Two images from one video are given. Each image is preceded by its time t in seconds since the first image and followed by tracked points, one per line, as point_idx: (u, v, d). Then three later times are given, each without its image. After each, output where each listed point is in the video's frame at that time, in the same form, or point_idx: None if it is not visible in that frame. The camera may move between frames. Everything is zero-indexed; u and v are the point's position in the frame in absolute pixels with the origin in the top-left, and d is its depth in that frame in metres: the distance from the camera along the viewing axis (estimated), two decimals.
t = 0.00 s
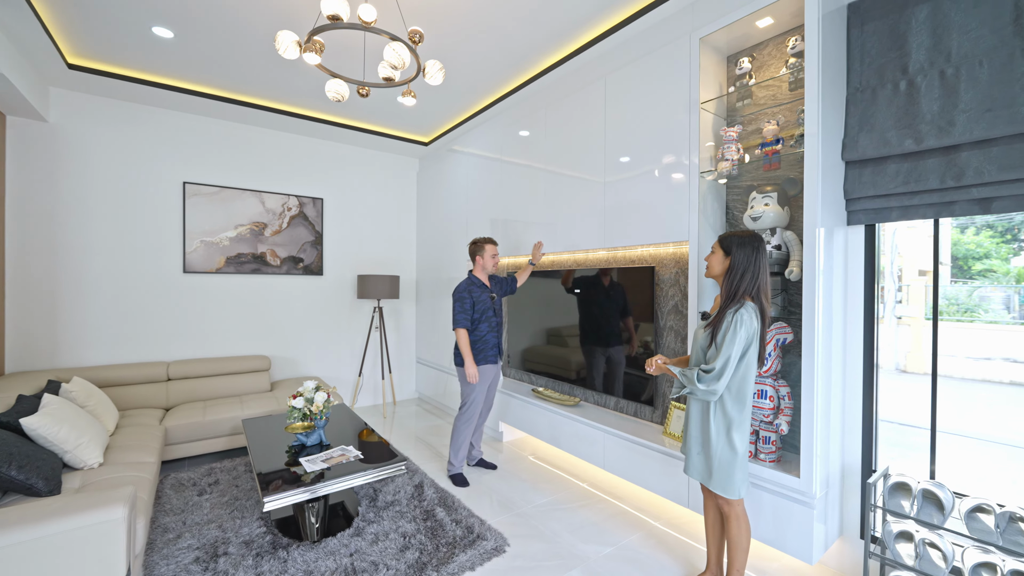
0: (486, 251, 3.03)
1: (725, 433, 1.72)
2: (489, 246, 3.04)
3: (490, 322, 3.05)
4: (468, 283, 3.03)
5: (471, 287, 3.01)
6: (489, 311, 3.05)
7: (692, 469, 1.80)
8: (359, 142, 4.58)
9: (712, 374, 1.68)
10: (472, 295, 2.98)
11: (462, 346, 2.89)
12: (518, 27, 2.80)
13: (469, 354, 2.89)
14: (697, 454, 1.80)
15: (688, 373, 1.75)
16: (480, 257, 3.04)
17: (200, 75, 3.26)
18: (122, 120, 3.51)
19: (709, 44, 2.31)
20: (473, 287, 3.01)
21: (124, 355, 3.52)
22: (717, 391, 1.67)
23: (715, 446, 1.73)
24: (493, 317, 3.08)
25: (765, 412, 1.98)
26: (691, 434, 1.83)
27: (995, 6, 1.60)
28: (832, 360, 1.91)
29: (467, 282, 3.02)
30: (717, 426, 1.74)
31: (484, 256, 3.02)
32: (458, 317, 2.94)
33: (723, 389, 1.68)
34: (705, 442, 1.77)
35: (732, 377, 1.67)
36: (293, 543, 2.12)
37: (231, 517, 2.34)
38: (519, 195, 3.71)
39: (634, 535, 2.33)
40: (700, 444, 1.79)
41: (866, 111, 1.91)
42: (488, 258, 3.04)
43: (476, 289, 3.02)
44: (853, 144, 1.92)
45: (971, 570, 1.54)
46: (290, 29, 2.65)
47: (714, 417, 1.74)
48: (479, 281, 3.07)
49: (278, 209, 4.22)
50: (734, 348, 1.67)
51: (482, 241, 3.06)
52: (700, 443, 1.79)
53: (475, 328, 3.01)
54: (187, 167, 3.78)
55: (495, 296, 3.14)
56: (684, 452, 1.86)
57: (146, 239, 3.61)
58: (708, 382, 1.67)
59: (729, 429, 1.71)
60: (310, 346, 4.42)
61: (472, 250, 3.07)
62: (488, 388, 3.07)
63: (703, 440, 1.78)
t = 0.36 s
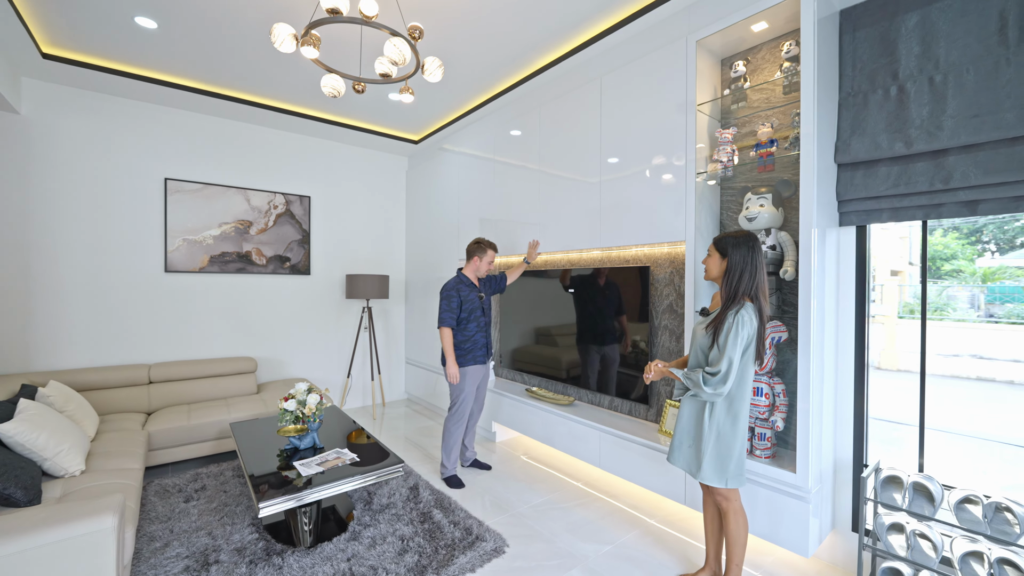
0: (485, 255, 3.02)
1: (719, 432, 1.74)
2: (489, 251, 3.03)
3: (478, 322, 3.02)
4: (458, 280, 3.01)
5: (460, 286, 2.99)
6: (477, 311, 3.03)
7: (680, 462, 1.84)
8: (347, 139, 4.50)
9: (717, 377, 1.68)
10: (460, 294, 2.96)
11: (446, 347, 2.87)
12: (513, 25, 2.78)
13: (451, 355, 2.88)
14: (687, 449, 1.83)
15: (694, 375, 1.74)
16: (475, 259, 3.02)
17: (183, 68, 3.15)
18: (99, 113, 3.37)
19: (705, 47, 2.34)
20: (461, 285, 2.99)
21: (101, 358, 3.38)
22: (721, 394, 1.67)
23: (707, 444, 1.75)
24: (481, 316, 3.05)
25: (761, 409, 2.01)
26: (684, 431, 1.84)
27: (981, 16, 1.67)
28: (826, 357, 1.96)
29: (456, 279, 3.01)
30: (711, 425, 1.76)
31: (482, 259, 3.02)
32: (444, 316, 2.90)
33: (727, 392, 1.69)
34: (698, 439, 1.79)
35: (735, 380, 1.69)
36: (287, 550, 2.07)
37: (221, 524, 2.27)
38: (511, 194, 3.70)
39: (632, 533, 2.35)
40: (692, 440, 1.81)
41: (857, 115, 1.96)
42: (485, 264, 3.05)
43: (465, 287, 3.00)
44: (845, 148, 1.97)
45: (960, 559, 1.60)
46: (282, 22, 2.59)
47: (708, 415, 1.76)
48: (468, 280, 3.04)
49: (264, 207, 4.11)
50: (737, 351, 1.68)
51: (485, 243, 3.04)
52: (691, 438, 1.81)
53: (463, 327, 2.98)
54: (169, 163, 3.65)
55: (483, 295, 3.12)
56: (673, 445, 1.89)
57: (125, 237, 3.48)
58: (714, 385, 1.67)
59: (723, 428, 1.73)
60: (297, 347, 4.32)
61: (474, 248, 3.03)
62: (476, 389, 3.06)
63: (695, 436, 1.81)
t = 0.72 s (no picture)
0: (479, 255, 2.99)
1: (731, 431, 1.79)
2: (482, 249, 3.00)
3: (472, 322, 3.00)
4: (452, 280, 2.98)
5: (455, 286, 2.96)
6: (472, 312, 3.01)
7: (692, 465, 1.83)
8: (338, 136, 4.43)
9: (733, 375, 1.73)
10: (456, 294, 2.93)
11: (442, 348, 2.83)
12: (511, 25, 2.77)
13: (448, 356, 2.85)
14: (699, 451, 1.84)
15: (710, 375, 1.76)
16: (470, 259, 2.99)
17: (170, 61, 3.06)
18: (78, 106, 3.25)
19: (702, 49, 2.37)
20: (456, 286, 2.97)
21: (81, 360, 3.25)
22: (738, 392, 1.72)
23: (721, 444, 1.78)
24: (475, 317, 3.04)
25: (759, 406, 2.04)
26: (694, 433, 1.86)
27: (969, 26, 1.74)
28: (821, 354, 2.02)
29: (450, 279, 2.98)
30: (723, 424, 1.80)
31: (477, 258, 2.99)
32: (439, 317, 2.87)
33: (742, 389, 1.75)
34: (710, 440, 1.82)
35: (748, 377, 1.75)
36: (286, 554, 2.03)
37: (214, 529, 2.22)
38: (506, 194, 3.69)
39: (631, 530, 2.38)
40: (704, 442, 1.83)
41: (851, 119, 2.02)
42: (479, 262, 3.02)
43: (460, 288, 2.98)
44: (839, 150, 2.03)
45: (951, 548, 1.67)
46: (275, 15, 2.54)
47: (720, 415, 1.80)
48: (463, 281, 3.02)
49: (252, 205, 4.02)
50: (751, 350, 1.74)
51: (478, 242, 3.00)
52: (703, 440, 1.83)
53: (457, 328, 2.96)
54: (153, 159, 3.54)
55: (478, 296, 3.10)
56: (683, 449, 1.88)
57: (106, 235, 3.36)
58: (731, 384, 1.72)
59: (736, 427, 1.78)
60: (286, 348, 4.23)
61: (467, 249, 2.99)
62: (469, 389, 3.04)
63: (707, 437, 1.83)
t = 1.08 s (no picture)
0: (463, 252, 2.98)
1: (733, 426, 1.85)
2: (466, 246, 2.99)
3: (466, 322, 3.00)
4: (445, 281, 2.97)
5: (448, 288, 2.95)
6: (466, 313, 3.00)
7: (698, 464, 1.88)
8: (327, 135, 4.36)
9: (729, 373, 1.78)
10: (448, 297, 2.92)
11: (438, 350, 2.82)
12: (508, 27, 2.78)
13: (445, 358, 2.84)
14: (704, 449, 1.89)
15: (708, 375, 1.82)
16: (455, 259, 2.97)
17: (155, 55, 2.97)
18: (56, 100, 3.12)
19: (697, 56, 2.43)
20: (449, 288, 2.95)
21: (59, 364, 3.13)
22: (735, 389, 1.78)
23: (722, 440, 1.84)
24: (470, 318, 3.03)
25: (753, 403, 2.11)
26: (696, 431, 1.91)
27: (951, 40, 1.83)
28: (812, 353, 2.10)
29: (442, 280, 2.96)
30: (725, 420, 1.86)
31: (462, 256, 2.98)
32: (433, 320, 2.86)
33: (739, 386, 1.80)
34: (713, 437, 1.88)
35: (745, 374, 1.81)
36: (284, 559, 2.00)
37: (208, 535, 2.17)
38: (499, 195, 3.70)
39: (628, 527, 2.42)
40: (707, 439, 1.88)
41: (839, 126, 2.10)
42: (466, 258, 3.00)
43: (452, 290, 2.96)
44: (828, 156, 2.11)
45: (935, 537, 1.75)
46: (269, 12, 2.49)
47: (721, 412, 1.86)
48: (456, 282, 3.00)
49: (238, 203, 3.93)
50: (747, 348, 1.80)
51: (458, 241, 2.99)
52: (706, 438, 1.89)
53: (452, 330, 2.95)
54: (135, 155, 3.43)
55: (471, 297, 3.09)
56: (688, 449, 1.94)
57: (85, 234, 3.23)
58: (728, 381, 1.78)
59: (736, 421, 1.85)
60: (274, 350, 4.16)
61: (449, 250, 2.99)
62: (466, 389, 3.03)
63: (710, 434, 1.89)
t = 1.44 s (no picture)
0: (457, 254, 2.98)
1: (725, 423, 1.91)
2: (461, 247, 3.00)
3: (462, 324, 3.00)
4: (441, 282, 2.97)
5: (444, 289, 2.95)
6: (462, 314, 3.01)
7: (692, 458, 1.95)
8: (316, 133, 4.30)
9: (722, 371, 1.84)
10: (444, 299, 2.93)
11: (429, 355, 2.84)
12: (504, 30, 2.80)
13: (435, 363, 2.86)
14: (696, 444, 1.95)
15: (701, 373, 1.88)
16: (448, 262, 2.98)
17: (140, 50, 2.89)
18: (34, 94, 3.01)
19: (691, 63, 2.49)
20: (445, 290, 2.96)
21: (38, 368, 3.02)
22: (727, 386, 1.84)
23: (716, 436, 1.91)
24: (467, 319, 3.04)
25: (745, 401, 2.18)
26: (691, 427, 1.97)
27: (931, 54, 1.93)
28: (801, 352, 2.18)
29: (438, 280, 2.97)
30: (718, 417, 1.92)
31: (457, 257, 2.98)
32: (428, 323, 2.87)
33: (732, 383, 1.86)
34: (706, 432, 1.94)
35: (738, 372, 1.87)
36: (283, 563, 1.98)
37: (203, 541, 2.14)
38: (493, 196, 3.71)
39: (624, 523, 2.47)
40: (700, 435, 1.95)
41: (827, 133, 2.19)
42: (461, 259, 3.01)
43: (449, 292, 2.97)
44: (816, 162, 2.19)
45: (917, 525, 1.84)
46: (264, 11, 2.46)
47: (714, 409, 1.93)
48: (452, 283, 3.01)
49: (226, 202, 3.85)
50: (739, 347, 1.86)
51: (452, 243, 2.99)
52: (700, 433, 1.95)
53: (449, 331, 2.96)
54: (119, 152, 3.33)
55: (468, 298, 3.09)
56: (682, 444, 2.00)
57: (65, 234, 3.13)
58: (721, 378, 1.84)
59: (729, 418, 1.91)
60: (262, 352, 4.09)
61: (444, 252, 2.98)
62: (463, 389, 3.05)
63: (703, 430, 1.95)
